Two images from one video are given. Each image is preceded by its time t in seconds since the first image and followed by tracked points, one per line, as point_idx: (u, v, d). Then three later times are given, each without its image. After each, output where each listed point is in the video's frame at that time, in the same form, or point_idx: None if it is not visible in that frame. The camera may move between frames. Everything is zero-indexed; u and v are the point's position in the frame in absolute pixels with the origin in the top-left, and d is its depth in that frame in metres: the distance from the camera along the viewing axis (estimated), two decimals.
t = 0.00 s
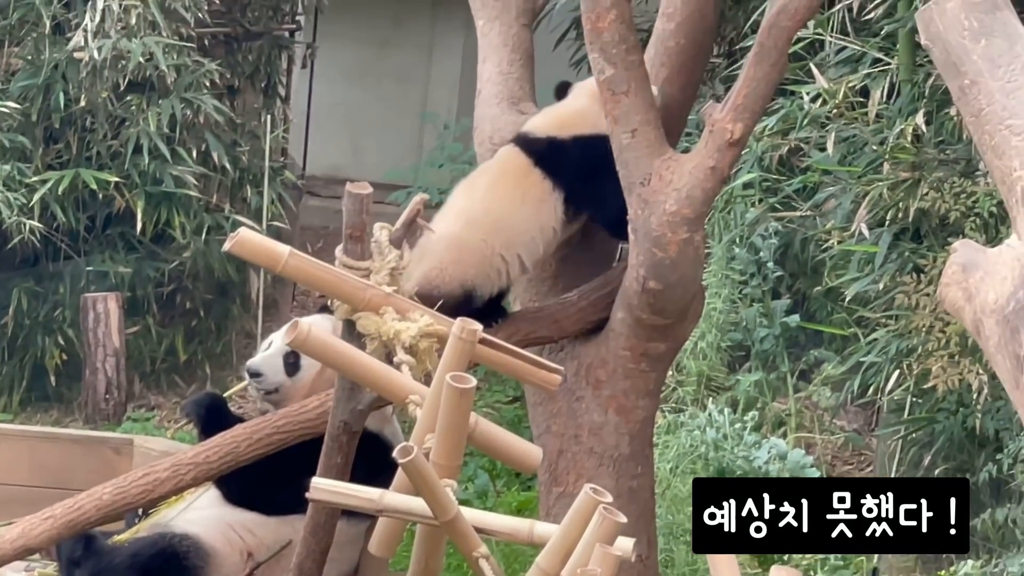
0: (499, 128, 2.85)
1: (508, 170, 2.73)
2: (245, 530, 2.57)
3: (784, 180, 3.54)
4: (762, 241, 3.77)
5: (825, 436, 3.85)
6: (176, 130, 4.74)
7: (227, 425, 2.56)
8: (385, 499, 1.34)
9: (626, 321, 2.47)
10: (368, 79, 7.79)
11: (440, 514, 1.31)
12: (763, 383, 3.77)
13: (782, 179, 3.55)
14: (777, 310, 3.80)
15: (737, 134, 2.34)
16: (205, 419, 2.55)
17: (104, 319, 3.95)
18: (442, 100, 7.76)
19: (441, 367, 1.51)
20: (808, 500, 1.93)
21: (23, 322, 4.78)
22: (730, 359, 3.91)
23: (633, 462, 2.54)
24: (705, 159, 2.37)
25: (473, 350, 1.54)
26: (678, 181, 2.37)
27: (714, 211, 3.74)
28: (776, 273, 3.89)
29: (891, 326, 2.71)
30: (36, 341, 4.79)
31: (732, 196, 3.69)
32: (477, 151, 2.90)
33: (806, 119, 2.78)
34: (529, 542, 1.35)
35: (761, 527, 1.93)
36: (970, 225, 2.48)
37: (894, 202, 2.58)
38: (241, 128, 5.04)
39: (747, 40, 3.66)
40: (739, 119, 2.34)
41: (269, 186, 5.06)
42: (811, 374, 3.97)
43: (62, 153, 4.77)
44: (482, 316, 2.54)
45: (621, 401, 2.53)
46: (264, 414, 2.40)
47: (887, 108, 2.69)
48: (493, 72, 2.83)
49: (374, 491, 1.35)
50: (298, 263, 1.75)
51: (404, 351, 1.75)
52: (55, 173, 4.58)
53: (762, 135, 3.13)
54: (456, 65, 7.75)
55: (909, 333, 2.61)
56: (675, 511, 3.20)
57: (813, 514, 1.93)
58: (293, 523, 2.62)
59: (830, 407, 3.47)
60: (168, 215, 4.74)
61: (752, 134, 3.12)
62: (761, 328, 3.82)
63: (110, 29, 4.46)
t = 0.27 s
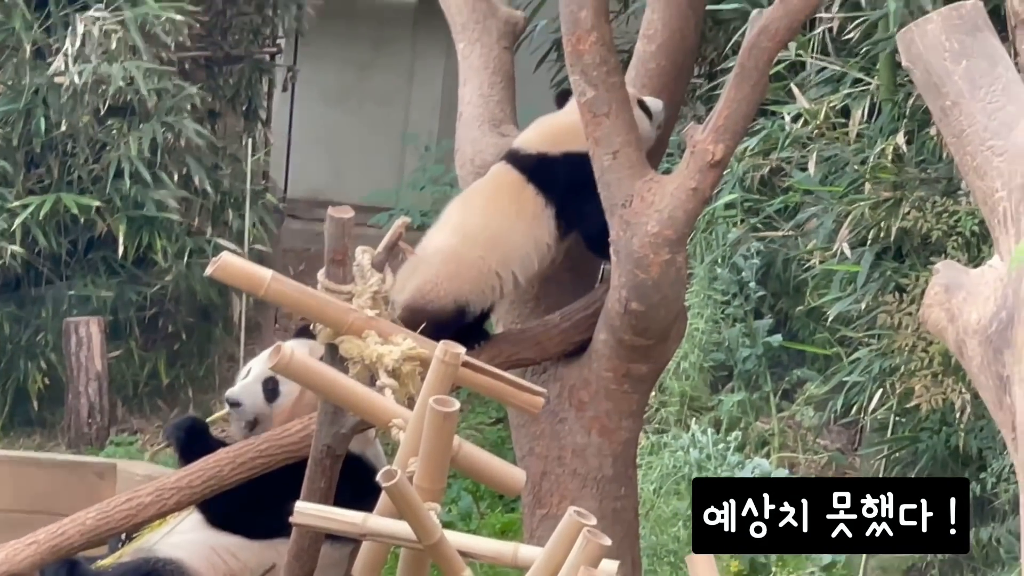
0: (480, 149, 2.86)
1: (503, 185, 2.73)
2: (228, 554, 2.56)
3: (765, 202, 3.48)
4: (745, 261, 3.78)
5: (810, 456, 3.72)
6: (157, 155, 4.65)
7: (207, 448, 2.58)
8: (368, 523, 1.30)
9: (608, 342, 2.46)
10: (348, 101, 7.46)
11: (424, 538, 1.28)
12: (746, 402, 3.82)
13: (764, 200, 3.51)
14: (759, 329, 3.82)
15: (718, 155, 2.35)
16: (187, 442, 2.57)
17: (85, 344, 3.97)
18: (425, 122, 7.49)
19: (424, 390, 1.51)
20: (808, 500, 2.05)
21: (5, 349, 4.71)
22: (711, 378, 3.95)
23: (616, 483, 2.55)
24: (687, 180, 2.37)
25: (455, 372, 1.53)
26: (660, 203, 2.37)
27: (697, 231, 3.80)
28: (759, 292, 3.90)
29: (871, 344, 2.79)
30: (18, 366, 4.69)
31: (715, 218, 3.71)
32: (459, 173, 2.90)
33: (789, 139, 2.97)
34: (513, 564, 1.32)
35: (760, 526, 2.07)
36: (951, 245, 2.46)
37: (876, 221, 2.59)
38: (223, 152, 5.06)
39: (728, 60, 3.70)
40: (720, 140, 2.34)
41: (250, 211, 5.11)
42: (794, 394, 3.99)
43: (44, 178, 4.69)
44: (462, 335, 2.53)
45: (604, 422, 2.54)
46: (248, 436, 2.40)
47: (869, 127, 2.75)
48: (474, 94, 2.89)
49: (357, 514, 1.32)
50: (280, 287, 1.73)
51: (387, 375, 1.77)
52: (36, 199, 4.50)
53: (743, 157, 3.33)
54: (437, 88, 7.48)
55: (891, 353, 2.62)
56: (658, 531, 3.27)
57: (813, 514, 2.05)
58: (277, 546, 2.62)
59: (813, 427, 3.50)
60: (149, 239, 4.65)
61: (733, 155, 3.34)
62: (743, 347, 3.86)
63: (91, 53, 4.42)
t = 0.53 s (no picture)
0: (459, 173, 2.84)
1: (490, 201, 2.73)
2: None
3: (742, 223, 3.64)
4: (723, 281, 3.82)
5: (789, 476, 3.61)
6: (134, 180, 4.63)
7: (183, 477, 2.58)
8: (347, 548, 1.27)
9: (587, 364, 2.46)
10: (325, 126, 7.52)
11: (402, 562, 1.25)
12: (725, 423, 3.82)
13: (741, 220, 3.67)
14: (737, 351, 3.84)
15: (696, 177, 2.33)
16: (163, 472, 2.57)
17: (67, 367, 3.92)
18: (401, 147, 7.50)
19: (403, 413, 1.56)
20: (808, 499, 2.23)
21: None
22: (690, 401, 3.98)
23: (596, 506, 2.56)
24: (664, 202, 2.36)
25: (434, 397, 1.59)
26: (637, 226, 2.36)
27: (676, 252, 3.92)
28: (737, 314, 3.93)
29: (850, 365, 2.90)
30: None
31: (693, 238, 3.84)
32: (437, 197, 2.89)
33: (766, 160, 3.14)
34: None
35: (761, 525, 2.26)
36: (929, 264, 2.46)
37: (853, 241, 2.78)
38: (200, 177, 5.02)
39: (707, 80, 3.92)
40: (697, 161, 2.33)
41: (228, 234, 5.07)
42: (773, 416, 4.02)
43: (21, 204, 4.65)
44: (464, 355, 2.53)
45: (583, 445, 2.55)
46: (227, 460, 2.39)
47: (846, 147, 2.93)
48: (452, 116, 2.90)
49: (336, 538, 1.28)
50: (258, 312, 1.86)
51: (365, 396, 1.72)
52: (13, 225, 4.46)
53: (722, 179, 3.49)
54: (414, 112, 7.48)
55: (870, 373, 2.76)
56: (640, 553, 3.38)
57: (813, 513, 2.23)
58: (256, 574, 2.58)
59: (792, 447, 3.52)
60: (128, 264, 4.64)
61: (712, 177, 3.52)
62: (721, 368, 3.87)
63: (67, 79, 4.37)
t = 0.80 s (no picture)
0: (431, 204, 2.82)
1: (466, 228, 2.70)
2: None
3: (718, 252, 3.66)
4: (698, 311, 3.80)
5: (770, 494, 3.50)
6: (107, 212, 4.49)
7: (149, 512, 2.62)
8: None
9: (561, 396, 2.46)
10: (299, 157, 7.60)
11: None
12: (700, 453, 3.86)
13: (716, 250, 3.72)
14: (711, 380, 3.87)
15: (669, 207, 2.33)
16: (129, 507, 2.61)
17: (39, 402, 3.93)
18: (378, 175, 7.68)
19: (376, 445, 1.53)
20: (809, 499, 2.14)
21: None
22: (665, 430, 3.99)
23: (570, 537, 2.56)
24: (637, 233, 2.36)
25: (407, 428, 1.55)
26: (610, 257, 2.36)
27: (650, 281, 3.91)
28: (712, 343, 3.94)
29: (823, 393, 2.97)
30: None
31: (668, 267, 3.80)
32: (409, 229, 2.86)
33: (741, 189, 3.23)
34: None
35: (760, 529, 2.16)
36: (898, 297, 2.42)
37: (828, 271, 2.86)
38: (172, 209, 4.85)
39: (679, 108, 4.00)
40: (670, 193, 2.34)
41: (201, 265, 4.94)
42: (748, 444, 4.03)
43: None
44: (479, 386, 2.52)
45: (556, 476, 2.55)
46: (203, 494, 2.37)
47: (821, 175, 3.04)
48: (425, 148, 2.88)
49: None
50: (231, 346, 1.79)
51: (338, 433, 1.79)
52: None
53: (694, 211, 3.44)
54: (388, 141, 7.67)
55: (845, 403, 2.82)
56: None
57: (814, 514, 2.13)
58: None
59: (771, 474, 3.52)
60: (101, 297, 4.51)
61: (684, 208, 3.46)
62: (697, 399, 3.91)
63: (39, 111, 4.25)
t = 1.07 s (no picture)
0: (425, 218, 2.82)
1: (469, 238, 2.71)
2: None
3: (709, 265, 3.62)
4: (691, 324, 3.87)
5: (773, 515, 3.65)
6: (100, 228, 4.47)
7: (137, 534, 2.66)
8: None
9: (556, 409, 2.46)
10: (294, 173, 7.76)
11: None
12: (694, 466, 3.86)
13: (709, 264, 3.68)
14: (706, 394, 3.94)
15: (662, 220, 2.33)
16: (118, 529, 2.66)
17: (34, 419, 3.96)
18: (368, 190, 7.80)
19: (370, 460, 1.48)
20: (809, 500, 2.07)
21: None
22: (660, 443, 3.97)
23: (565, 550, 2.56)
24: (631, 245, 2.35)
25: (401, 441, 1.51)
26: (604, 269, 2.35)
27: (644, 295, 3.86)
28: (705, 356, 4.02)
29: (817, 405, 2.98)
30: None
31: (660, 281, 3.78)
32: (403, 243, 2.85)
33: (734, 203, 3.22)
34: None
35: (759, 529, 2.10)
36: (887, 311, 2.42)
37: (821, 283, 2.86)
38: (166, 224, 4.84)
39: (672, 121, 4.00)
40: (663, 205, 2.33)
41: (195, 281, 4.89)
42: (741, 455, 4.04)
43: None
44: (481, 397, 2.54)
45: (552, 488, 2.55)
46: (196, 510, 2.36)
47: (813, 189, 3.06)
48: (418, 162, 2.88)
49: None
50: (225, 360, 1.70)
51: (332, 446, 1.74)
52: None
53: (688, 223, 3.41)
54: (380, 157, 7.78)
55: (839, 415, 2.83)
56: None
57: (812, 514, 2.06)
58: None
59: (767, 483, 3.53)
60: (94, 312, 4.48)
61: (678, 221, 3.43)
62: (691, 412, 3.95)
63: (32, 126, 4.17)
